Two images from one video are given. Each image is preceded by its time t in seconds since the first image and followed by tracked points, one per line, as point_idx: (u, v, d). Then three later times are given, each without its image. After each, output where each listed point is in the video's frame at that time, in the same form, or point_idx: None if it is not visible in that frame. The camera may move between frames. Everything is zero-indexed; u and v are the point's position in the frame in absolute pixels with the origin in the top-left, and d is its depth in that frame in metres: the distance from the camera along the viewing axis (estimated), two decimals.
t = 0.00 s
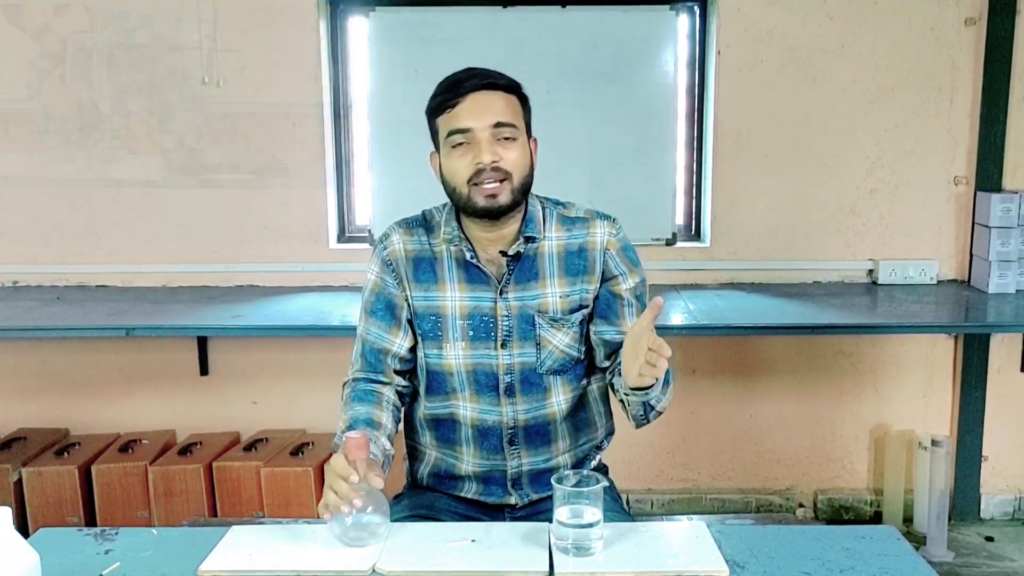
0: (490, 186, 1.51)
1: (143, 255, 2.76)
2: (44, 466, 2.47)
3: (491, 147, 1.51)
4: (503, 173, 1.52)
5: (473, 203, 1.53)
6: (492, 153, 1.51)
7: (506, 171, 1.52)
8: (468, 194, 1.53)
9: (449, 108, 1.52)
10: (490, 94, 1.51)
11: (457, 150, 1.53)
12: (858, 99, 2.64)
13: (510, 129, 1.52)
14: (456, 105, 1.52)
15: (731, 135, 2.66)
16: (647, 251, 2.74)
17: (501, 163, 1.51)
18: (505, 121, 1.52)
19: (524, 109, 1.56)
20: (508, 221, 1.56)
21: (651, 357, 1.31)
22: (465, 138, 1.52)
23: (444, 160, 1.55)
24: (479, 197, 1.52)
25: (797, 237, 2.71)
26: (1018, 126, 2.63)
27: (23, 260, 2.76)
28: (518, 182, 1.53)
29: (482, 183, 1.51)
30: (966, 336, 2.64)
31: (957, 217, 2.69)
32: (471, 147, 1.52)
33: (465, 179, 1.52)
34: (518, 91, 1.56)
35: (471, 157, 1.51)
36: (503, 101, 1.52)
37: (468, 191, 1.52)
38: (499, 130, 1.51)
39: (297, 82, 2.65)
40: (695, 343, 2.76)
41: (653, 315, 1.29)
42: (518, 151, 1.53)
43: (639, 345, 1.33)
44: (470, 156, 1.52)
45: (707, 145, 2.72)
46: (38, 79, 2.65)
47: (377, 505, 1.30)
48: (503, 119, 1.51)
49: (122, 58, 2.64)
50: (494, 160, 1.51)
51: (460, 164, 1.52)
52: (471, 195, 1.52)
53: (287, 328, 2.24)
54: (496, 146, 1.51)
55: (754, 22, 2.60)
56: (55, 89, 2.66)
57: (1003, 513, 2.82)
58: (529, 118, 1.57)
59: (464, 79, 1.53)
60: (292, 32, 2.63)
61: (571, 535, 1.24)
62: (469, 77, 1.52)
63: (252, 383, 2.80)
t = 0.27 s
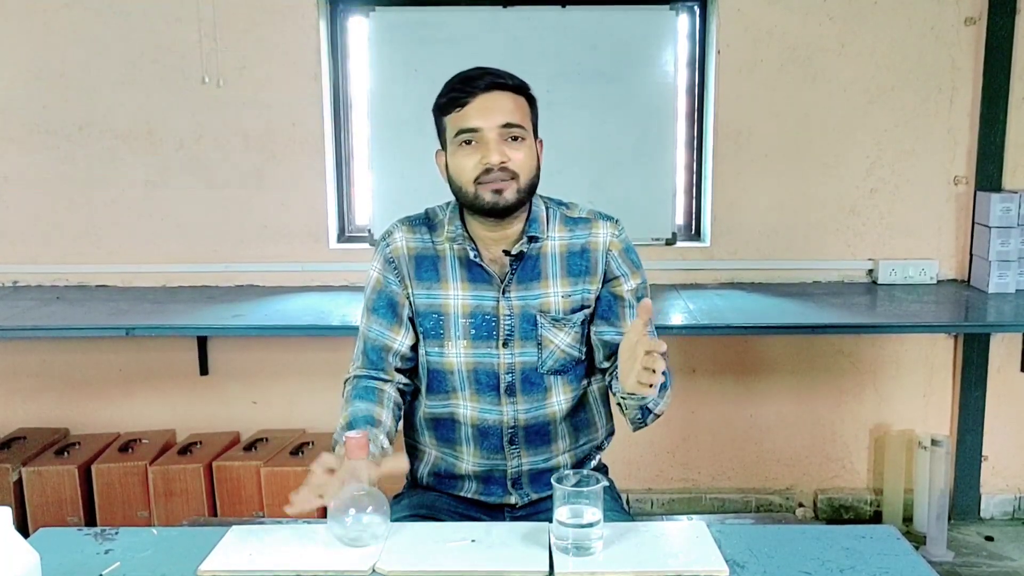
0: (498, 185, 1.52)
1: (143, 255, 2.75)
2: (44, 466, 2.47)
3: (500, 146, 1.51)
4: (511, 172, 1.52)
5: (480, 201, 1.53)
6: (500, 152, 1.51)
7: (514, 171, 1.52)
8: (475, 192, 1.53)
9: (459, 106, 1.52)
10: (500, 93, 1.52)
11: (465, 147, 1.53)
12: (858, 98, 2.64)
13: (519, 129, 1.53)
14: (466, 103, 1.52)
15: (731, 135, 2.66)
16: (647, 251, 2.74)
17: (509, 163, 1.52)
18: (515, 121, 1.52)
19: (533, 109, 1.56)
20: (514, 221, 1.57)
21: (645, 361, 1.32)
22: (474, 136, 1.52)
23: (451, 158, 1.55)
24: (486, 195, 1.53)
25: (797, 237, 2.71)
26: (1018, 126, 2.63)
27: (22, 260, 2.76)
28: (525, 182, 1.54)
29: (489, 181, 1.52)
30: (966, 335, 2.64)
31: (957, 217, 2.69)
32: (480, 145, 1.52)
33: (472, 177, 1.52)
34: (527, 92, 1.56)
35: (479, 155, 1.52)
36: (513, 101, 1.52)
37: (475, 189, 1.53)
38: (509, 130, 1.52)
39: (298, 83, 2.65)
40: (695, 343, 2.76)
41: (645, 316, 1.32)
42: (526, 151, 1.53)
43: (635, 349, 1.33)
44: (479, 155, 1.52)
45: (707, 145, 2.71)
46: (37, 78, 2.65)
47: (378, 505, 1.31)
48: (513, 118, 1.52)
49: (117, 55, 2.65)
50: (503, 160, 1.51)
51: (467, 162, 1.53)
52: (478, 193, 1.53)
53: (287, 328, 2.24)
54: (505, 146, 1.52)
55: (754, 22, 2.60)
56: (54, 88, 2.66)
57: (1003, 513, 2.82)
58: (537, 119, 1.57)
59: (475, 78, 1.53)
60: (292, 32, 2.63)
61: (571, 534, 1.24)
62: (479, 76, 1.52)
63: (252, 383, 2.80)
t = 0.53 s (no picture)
0: (500, 201, 1.50)
1: (143, 255, 2.76)
2: (44, 466, 2.48)
3: (504, 163, 1.49)
4: (514, 189, 1.50)
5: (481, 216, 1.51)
6: (504, 170, 1.49)
7: (517, 188, 1.50)
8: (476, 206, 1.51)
9: (466, 118, 1.48)
10: (509, 109, 1.48)
11: (469, 161, 1.50)
12: (858, 98, 2.64)
13: (525, 146, 1.49)
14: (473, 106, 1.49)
15: (731, 135, 2.66)
16: (647, 251, 2.74)
17: (512, 180, 1.49)
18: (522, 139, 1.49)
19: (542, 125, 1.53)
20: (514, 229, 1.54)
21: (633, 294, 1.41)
22: (479, 150, 1.49)
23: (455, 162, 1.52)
24: (487, 210, 1.50)
25: (797, 237, 2.72)
26: (1018, 126, 2.63)
27: (22, 260, 2.77)
28: (527, 199, 1.52)
29: (491, 198, 1.49)
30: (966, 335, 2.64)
31: (957, 217, 2.69)
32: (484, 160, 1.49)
33: (475, 192, 1.50)
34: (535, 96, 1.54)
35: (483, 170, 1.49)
36: (522, 118, 1.48)
37: (477, 203, 1.50)
38: (514, 147, 1.48)
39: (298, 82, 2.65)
40: (695, 342, 2.76)
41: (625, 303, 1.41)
42: (531, 168, 1.51)
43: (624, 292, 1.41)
44: (482, 169, 1.49)
45: (707, 146, 2.71)
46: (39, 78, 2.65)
47: (377, 505, 1.31)
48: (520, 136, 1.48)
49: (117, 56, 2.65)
50: (506, 177, 1.49)
51: (470, 175, 1.50)
52: (480, 208, 1.50)
53: (287, 328, 2.24)
54: (509, 163, 1.49)
55: (754, 22, 2.60)
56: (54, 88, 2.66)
57: (1003, 513, 2.83)
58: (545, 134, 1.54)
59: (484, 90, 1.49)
60: (292, 32, 2.63)
61: (571, 534, 1.24)
62: (490, 90, 1.48)
63: (253, 383, 2.80)
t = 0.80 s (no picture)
0: (501, 203, 1.52)
1: (143, 255, 2.76)
2: (44, 466, 2.47)
3: (506, 165, 1.51)
4: (516, 191, 1.52)
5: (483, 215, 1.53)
6: (507, 172, 1.51)
7: (519, 190, 1.52)
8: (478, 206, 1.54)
9: (471, 118, 1.51)
10: (514, 111, 1.50)
11: (473, 161, 1.52)
12: (858, 98, 2.64)
13: (528, 148, 1.52)
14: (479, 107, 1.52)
15: (731, 136, 2.66)
16: (647, 251, 2.74)
17: (514, 182, 1.52)
18: (525, 140, 1.51)
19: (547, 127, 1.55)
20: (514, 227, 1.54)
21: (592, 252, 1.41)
22: (482, 151, 1.51)
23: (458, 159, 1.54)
24: (488, 211, 1.53)
25: (797, 237, 2.71)
26: (1018, 126, 2.63)
27: (22, 260, 2.76)
28: (529, 201, 1.54)
29: (493, 199, 1.52)
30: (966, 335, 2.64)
31: (957, 217, 2.69)
32: (487, 160, 1.51)
33: (477, 192, 1.52)
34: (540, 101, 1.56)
35: (485, 171, 1.52)
36: (525, 120, 1.51)
37: (478, 203, 1.52)
38: (518, 149, 1.51)
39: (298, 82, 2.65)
40: (695, 342, 2.76)
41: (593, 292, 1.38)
42: (534, 169, 1.53)
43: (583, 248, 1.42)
44: (485, 170, 1.52)
45: (707, 145, 2.71)
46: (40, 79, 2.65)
47: (377, 505, 1.30)
48: (523, 138, 1.51)
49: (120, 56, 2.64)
50: (508, 179, 1.52)
51: (473, 176, 1.52)
52: (481, 207, 1.52)
53: (287, 328, 2.24)
54: (512, 165, 1.51)
55: (754, 22, 2.60)
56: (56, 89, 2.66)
57: (1003, 513, 2.82)
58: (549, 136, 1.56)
59: (491, 91, 1.51)
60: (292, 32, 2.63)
61: (571, 534, 1.24)
62: (496, 92, 1.51)
63: (252, 384, 2.80)
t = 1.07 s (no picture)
0: (505, 177, 1.51)
1: (143, 255, 2.75)
2: (43, 467, 2.47)
3: (508, 139, 1.52)
4: (519, 165, 1.52)
5: (488, 193, 1.52)
6: (509, 145, 1.51)
7: (522, 164, 1.52)
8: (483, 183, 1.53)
9: (472, 99, 1.53)
10: (513, 89, 1.53)
11: (475, 139, 1.53)
12: (858, 98, 2.64)
13: (529, 124, 1.53)
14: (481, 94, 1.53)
15: (731, 135, 2.65)
16: (647, 251, 2.74)
17: (518, 156, 1.52)
18: (525, 116, 1.53)
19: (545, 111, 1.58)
20: (515, 217, 1.58)
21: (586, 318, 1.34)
22: (484, 128, 1.52)
23: (460, 147, 1.55)
24: (493, 187, 1.52)
25: (798, 236, 2.71)
26: (1018, 125, 2.63)
27: (22, 260, 2.76)
28: (532, 177, 1.53)
29: (498, 173, 1.51)
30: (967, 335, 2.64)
31: (958, 216, 2.69)
32: (490, 137, 1.52)
33: (481, 168, 1.52)
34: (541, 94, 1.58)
35: (488, 147, 1.52)
36: (525, 98, 1.53)
37: (482, 180, 1.52)
38: (519, 124, 1.52)
39: (297, 82, 2.65)
40: (696, 342, 2.76)
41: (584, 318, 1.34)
42: (535, 147, 1.54)
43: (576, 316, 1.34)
44: (488, 146, 1.52)
45: (707, 145, 2.71)
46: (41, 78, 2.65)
47: (377, 505, 1.29)
48: (524, 114, 1.52)
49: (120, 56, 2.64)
50: (511, 153, 1.51)
51: (476, 154, 1.52)
52: (486, 184, 1.52)
53: (287, 328, 2.24)
54: (514, 139, 1.52)
55: (754, 22, 2.60)
56: (56, 88, 2.66)
57: (1003, 513, 2.82)
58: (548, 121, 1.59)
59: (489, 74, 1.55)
60: (292, 32, 2.63)
61: (571, 534, 1.24)
62: (494, 73, 1.54)
63: (252, 384, 2.80)
